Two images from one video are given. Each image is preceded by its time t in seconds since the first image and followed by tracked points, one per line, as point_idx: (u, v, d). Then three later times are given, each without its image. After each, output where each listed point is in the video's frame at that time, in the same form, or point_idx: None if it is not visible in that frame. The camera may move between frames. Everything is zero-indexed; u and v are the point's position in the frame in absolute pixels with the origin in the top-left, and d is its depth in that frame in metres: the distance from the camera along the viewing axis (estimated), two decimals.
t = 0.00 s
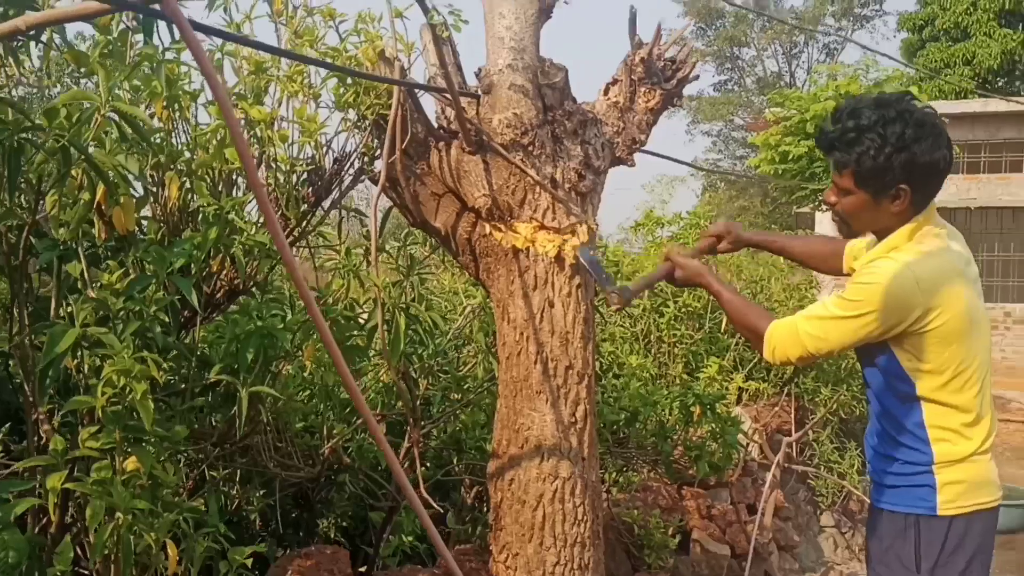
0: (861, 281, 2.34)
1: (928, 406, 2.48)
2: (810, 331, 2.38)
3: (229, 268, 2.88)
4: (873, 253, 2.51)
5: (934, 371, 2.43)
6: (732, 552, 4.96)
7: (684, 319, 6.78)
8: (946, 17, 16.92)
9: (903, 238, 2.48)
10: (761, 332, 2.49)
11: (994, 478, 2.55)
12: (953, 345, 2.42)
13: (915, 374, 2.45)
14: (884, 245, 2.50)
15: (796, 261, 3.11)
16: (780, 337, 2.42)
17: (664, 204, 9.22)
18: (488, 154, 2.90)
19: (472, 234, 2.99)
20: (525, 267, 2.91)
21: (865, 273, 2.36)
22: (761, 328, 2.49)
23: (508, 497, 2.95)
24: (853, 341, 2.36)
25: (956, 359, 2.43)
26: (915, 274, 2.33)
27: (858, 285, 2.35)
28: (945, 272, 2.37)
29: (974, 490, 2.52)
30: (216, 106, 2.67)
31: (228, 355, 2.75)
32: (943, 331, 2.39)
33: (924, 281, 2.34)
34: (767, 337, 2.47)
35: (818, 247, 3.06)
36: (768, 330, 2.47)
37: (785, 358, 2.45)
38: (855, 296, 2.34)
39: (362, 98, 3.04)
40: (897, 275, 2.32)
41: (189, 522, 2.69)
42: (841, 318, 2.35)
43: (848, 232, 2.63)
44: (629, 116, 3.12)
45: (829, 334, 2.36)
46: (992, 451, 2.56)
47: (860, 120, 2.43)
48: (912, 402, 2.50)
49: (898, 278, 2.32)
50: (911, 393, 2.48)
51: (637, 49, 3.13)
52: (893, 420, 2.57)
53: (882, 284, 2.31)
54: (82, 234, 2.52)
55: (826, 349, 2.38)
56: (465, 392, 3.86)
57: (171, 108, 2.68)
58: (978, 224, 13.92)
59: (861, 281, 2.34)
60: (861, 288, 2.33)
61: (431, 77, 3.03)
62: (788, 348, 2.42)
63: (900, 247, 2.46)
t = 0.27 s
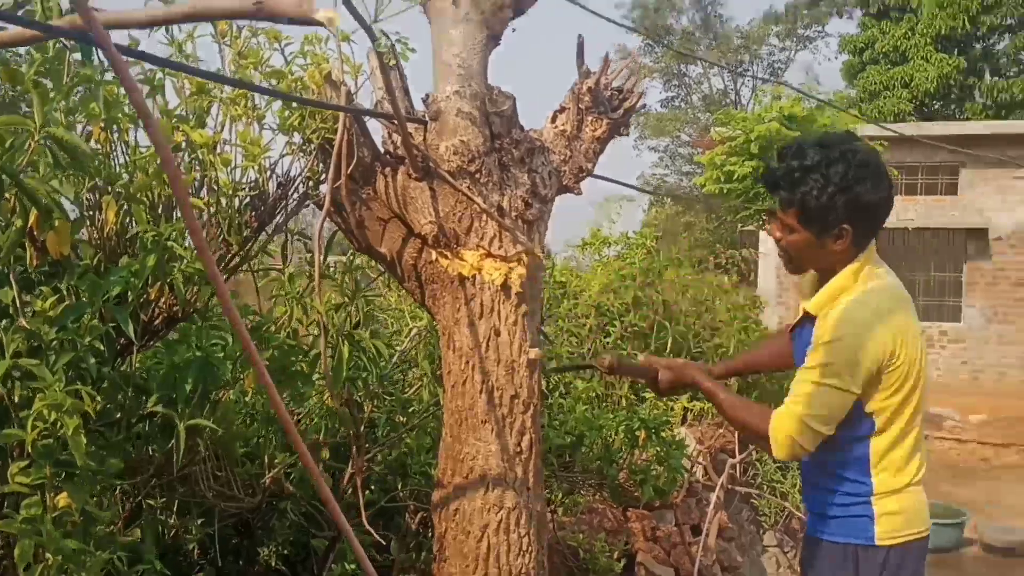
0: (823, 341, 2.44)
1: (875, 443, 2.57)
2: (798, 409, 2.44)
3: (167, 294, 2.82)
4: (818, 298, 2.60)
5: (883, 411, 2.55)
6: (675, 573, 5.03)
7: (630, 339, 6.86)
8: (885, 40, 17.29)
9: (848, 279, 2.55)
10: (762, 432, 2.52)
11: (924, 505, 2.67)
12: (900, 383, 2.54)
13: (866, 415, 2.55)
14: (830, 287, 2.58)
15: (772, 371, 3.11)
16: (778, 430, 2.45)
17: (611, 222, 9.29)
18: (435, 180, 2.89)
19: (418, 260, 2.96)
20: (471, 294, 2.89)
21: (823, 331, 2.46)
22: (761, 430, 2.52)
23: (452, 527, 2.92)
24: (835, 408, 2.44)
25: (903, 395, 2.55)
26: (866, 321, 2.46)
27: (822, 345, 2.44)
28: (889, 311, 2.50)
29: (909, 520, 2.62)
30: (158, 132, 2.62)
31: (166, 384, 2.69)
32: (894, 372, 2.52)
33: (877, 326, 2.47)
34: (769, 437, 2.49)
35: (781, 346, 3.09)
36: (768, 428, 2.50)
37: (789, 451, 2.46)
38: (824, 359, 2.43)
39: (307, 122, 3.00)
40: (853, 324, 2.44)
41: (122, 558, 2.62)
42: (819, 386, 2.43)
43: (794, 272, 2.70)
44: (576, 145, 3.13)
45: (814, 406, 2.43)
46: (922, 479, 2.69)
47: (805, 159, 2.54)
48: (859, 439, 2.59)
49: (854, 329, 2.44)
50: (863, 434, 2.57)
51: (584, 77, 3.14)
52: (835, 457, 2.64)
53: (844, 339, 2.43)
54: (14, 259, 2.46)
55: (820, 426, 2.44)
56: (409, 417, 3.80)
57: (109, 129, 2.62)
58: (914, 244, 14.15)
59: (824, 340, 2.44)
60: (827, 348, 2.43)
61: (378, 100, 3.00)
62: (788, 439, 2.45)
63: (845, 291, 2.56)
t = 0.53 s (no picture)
0: (813, 357, 2.48)
1: (847, 461, 2.61)
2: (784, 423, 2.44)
3: (127, 315, 2.79)
4: (802, 319, 2.66)
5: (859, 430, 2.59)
6: None
7: (597, 358, 6.92)
8: (848, 64, 17.61)
9: (832, 301, 2.64)
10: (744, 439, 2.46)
11: (886, 523, 2.72)
12: (877, 405, 2.59)
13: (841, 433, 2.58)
14: (813, 309, 2.65)
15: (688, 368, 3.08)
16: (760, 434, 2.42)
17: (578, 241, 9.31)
18: (401, 202, 2.89)
19: (383, 280, 2.96)
20: (436, 314, 2.90)
21: (813, 348, 2.49)
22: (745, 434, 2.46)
23: (416, 548, 2.91)
24: (816, 425, 2.46)
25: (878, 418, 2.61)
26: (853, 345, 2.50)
27: (810, 362, 2.47)
28: (875, 336, 2.55)
29: (874, 535, 2.68)
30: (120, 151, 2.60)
31: (125, 406, 2.66)
32: (873, 396, 2.57)
33: (865, 351, 2.51)
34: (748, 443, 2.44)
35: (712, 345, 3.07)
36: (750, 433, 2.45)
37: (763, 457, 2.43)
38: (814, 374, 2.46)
39: (272, 142, 3.00)
40: (841, 345, 2.48)
41: None
42: (805, 400, 2.45)
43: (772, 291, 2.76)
44: (542, 166, 3.14)
45: (797, 417, 2.44)
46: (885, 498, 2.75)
47: (786, 177, 2.59)
48: (832, 457, 2.62)
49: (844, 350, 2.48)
50: (838, 452, 2.60)
51: (550, 100, 3.18)
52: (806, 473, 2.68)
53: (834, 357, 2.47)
54: None
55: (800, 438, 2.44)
56: (375, 436, 3.80)
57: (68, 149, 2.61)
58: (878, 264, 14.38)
59: (814, 356, 2.47)
60: (817, 364, 2.47)
61: (344, 120, 3.02)
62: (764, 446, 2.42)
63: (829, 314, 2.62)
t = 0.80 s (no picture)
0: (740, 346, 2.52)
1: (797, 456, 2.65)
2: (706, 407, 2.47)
3: (76, 318, 2.73)
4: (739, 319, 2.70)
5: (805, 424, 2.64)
6: None
7: (559, 360, 6.95)
8: (807, 70, 17.83)
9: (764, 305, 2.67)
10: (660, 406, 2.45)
11: (848, 517, 2.74)
12: (816, 399, 2.64)
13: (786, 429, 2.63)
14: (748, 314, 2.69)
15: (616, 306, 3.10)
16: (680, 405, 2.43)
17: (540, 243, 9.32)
18: (358, 202, 2.87)
19: (341, 281, 2.93)
20: (395, 317, 2.87)
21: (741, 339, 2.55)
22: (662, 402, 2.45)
23: (374, 552, 2.88)
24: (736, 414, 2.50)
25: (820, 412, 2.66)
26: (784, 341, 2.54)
27: (741, 351, 2.52)
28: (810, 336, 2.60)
29: (835, 531, 2.69)
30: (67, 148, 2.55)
31: (74, 410, 2.62)
32: (806, 391, 2.61)
33: (794, 345, 2.55)
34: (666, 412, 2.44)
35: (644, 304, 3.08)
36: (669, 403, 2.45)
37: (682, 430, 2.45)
38: (741, 361, 2.50)
39: (227, 141, 2.97)
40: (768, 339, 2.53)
41: None
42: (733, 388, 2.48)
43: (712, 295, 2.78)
44: (502, 166, 3.12)
45: (718, 399, 2.47)
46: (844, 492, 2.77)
47: (722, 184, 2.60)
48: (784, 452, 2.66)
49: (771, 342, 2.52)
50: (788, 448, 2.64)
51: (510, 100, 3.15)
52: (761, 472, 2.71)
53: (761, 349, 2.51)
54: None
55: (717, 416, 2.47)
56: (334, 440, 3.78)
57: (15, 147, 2.55)
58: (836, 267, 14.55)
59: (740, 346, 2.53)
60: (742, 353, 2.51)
61: (301, 120, 2.99)
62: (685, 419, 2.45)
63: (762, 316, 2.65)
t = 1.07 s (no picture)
0: (698, 340, 2.50)
1: (763, 458, 2.64)
2: (654, 398, 2.52)
3: (42, 317, 2.67)
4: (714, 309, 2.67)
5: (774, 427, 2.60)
6: None
7: (533, 361, 6.91)
8: (778, 71, 17.93)
9: (741, 301, 2.60)
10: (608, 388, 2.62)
11: (815, 523, 2.72)
12: (788, 401, 2.59)
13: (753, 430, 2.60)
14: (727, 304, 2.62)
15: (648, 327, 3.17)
16: (624, 390, 2.56)
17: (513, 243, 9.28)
18: (331, 199, 2.83)
19: (313, 281, 2.88)
20: (368, 316, 2.83)
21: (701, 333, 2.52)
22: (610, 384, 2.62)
23: (349, 554, 2.86)
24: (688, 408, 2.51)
25: (791, 414, 2.60)
26: (746, 340, 2.48)
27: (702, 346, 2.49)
28: (782, 338, 2.54)
29: (794, 535, 2.67)
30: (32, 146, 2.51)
31: (42, 411, 2.59)
32: (774, 391, 2.55)
33: (760, 343, 2.49)
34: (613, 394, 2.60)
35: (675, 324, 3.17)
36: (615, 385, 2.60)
37: (627, 414, 2.58)
38: (695, 355, 2.48)
39: (196, 138, 2.91)
40: (730, 337, 2.47)
41: None
42: (684, 381, 2.49)
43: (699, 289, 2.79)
44: (475, 164, 3.09)
45: (667, 390, 2.50)
46: (814, 497, 2.73)
47: (711, 182, 2.59)
48: (743, 453, 2.65)
49: (730, 339, 2.47)
50: (744, 448, 2.63)
51: (483, 97, 3.12)
52: (729, 469, 2.69)
53: (718, 347, 2.46)
54: None
55: (666, 406, 2.52)
56: (307, 441, 3.73)
57: None
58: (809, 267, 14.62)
59: (698, 340, 2.50)
60: (697, 348, 2.49)
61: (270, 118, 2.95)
62: (631, 405, 2.56)
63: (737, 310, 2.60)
